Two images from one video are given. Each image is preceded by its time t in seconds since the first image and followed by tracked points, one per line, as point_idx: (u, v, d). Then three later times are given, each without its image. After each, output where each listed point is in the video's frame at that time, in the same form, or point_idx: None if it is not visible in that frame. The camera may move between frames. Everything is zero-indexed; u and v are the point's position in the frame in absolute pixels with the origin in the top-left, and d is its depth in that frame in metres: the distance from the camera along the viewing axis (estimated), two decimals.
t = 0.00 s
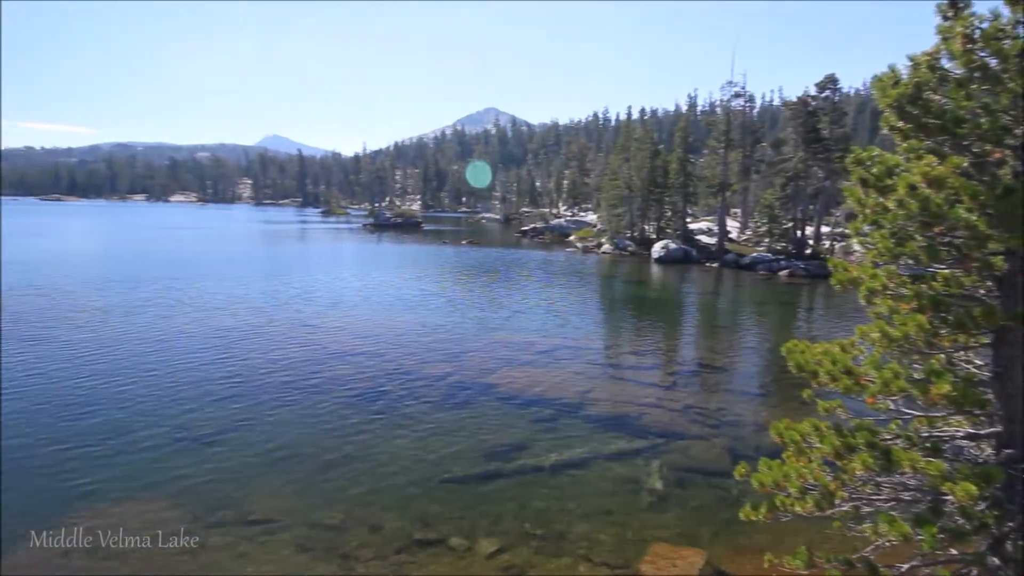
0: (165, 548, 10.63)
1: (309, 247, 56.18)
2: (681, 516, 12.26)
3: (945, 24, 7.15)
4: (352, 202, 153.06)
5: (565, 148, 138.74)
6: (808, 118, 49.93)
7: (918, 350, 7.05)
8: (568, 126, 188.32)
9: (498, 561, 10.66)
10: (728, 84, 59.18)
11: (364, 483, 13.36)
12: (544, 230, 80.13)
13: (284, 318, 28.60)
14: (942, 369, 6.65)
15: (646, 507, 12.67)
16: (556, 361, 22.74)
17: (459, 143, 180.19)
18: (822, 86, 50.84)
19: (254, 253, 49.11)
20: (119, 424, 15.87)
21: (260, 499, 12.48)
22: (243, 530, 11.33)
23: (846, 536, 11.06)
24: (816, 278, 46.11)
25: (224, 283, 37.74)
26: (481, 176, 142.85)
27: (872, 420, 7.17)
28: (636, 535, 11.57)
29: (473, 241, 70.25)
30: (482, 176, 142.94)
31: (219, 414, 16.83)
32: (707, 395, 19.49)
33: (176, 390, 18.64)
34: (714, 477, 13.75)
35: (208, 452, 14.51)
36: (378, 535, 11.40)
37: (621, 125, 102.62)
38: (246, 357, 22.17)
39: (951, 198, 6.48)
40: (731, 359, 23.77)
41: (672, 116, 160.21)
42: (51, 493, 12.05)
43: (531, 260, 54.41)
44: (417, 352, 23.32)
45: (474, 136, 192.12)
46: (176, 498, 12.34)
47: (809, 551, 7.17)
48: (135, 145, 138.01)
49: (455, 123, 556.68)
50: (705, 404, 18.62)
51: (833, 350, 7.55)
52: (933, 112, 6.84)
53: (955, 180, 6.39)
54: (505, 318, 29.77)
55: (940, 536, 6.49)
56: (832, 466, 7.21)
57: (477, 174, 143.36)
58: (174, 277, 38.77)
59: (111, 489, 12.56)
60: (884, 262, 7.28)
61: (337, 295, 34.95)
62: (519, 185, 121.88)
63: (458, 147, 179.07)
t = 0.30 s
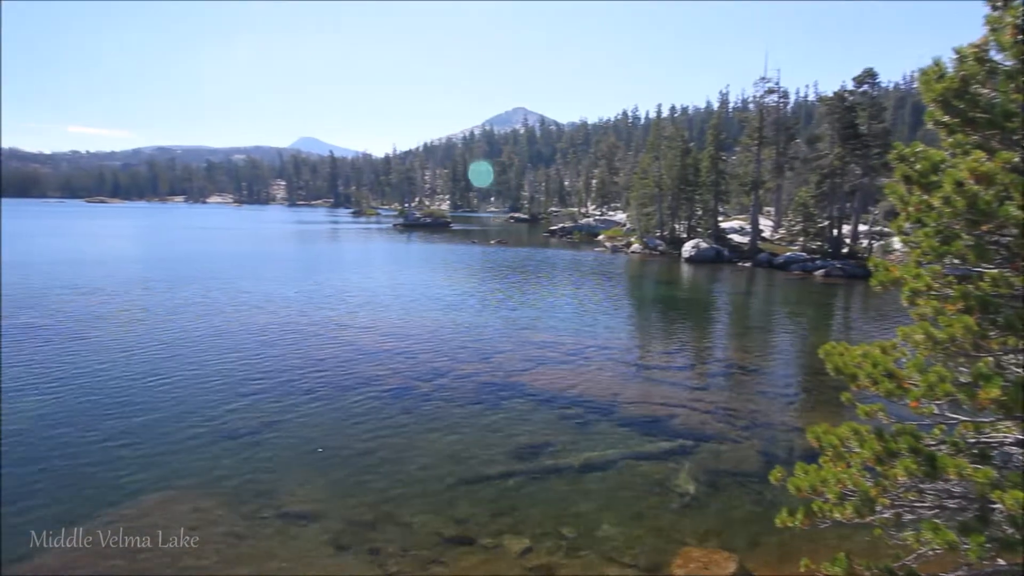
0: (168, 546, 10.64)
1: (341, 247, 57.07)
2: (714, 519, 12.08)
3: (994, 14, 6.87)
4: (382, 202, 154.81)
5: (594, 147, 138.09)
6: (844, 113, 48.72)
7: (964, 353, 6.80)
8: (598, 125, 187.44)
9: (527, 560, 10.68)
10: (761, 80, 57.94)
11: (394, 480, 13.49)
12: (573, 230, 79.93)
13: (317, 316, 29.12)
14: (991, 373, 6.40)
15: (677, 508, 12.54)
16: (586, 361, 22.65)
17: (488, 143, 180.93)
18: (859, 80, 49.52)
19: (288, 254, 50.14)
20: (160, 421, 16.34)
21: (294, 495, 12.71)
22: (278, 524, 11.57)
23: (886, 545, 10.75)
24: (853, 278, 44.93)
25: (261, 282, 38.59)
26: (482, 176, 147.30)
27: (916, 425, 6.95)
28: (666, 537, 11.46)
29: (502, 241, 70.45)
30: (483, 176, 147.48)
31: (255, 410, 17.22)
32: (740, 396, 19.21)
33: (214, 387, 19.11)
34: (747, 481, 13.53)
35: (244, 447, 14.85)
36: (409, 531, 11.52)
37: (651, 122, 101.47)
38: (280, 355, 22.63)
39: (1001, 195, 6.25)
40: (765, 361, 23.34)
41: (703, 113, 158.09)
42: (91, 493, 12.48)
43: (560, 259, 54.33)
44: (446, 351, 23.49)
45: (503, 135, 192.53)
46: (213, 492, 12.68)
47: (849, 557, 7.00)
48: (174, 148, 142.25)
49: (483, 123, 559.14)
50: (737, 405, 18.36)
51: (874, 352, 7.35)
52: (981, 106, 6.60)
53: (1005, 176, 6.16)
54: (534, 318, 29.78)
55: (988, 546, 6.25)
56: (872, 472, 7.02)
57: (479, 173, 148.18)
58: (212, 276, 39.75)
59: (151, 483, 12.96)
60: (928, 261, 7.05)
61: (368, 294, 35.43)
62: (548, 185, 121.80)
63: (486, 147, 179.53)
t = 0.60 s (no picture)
0: (168, 546, 10.72)
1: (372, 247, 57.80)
2: (747, 522, 11.90)
3: None
4: (412, 202, 156.10)
5: (624, 145, 137.09)
6: (883, 108, 47.38)
7: (1013, 355, 6.55)
8: (627, 123, 186.07)
9: (557, 559, 10.68)
10: (796, 75, 56.73)
11: (426, 478, 13.62)
12: (603, 229, 79.50)
13: (349, 316, 29.56)
14: None
15: (709, 510, 12.38)
16: (616, 361, 22.50)
17: (517, 142, 181.18)
18: (899, 73, 48.08)
19: (321, 254, 51.05)
20: (199, 417, 16.80)
21: (327, 491, 12.94)
22: (312, 519, 11.79)
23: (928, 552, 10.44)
24: (892, 278, 43.65)
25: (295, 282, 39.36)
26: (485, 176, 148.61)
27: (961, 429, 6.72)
28: (698, 539, 11.33)
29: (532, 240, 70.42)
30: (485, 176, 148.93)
31: (289, 408, 17.57)
32: (774, 397, 18.86)
33: (249, 384, 19.57)
34: (781, 484, 13.28)
35: (279, 443, 15.17)
36: (440, 527, 11.63)
37: (682, 120, 100.28)
38: (313, 353, 23.03)
39: None
40: (800, 362, 22.85)
41: (735, 110, 155.50)
42: (135, 487, 12.91)
43: (590, 258, 54.11)
44: (476, 350, 23.59)
45: (532, 134, 192.39)
46: (249, 487, 12.98)
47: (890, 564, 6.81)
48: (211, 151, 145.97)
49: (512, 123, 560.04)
50: (771, 407, 18.04)
51: (916, 353, 7.13)
52: None
53: None
54: (564, 318, 29.70)
55: None
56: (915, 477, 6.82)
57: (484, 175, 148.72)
58: (248, 276, 40.62)
59: (190, 478, 13.32)
60: (974, 260, 6.80)
61: (399, 293, 35.84)
62: (577, 184, 121.34)
63: (515, 147, 179.71)
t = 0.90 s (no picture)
0: (165, 548, 10.77)
1: (402, 245, 58.50)
2: (782, 525, 11.70)
3: None
4: (441, 201, 157.42)
5: (653, 142, 135.99)
6: (924, 102, 45.96)
7: None
8: (657, 120, 184.43)
9: (588, 558, 10.66)
10: (831, 69, 55.35)
11: (457, 474, 13.74)
12: (632, 227, 78.94)
13: (380, 313, 30.01)
14: None
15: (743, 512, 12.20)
16: (646, 360, 22.36)
17: (546, 140, 181.28)
18: (941, 65, 46.53)
19: (353, 253, 51.93)
20: (234, 413, 17.22)
21: (361, 485, 13.15)
22: (346, 513, 11.99)
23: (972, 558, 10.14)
24: (933, 276, 42.35)
25: (327, 281, 40.05)
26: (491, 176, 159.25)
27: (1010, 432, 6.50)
28: (732, 541, 11.19)
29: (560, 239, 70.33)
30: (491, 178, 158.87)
31: (324, 404, 17.91)
32: (809, 399, 18.51)
33: (284, 381, 20.01)
34: (817, 487, 13.04)
35: (313, 439, 15.45)
36: (472, 524, 11.71)
37: (713, 115, 98.69)
38: (346, 351, 23.41)
39: None
40: (837, 362, 22.35)
41: (768, 105, 152.91)
42: (175, 481, 13.32)
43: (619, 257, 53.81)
44: (506, 348, 23.69)
45: (560, 133, 192.06)
46: (286, 482, 13.26)
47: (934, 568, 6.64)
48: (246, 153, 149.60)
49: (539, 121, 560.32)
50: (806, 408, 17.71)
51: (962, 354, 6.90)
52: None
53: None
54: (592, 316, 29.58)
55: None
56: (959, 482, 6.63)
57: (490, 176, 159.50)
58: (282, 275, 41.53)
59: (228, 473, 13.67)
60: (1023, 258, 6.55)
61: (429, 291, 36.23)
62: (605, 182, 120.79)
63: (544, 145, 179.37)
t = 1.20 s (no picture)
0: (166, 548, 10.84)
1: (431, 243, 58.96)
2: (815, 528, 11.48)
3: None
4: (470, 199, 157.99)
5: (685, 139, 134.13)
6: (969, 96, 44.34)
7: None
8: (688, 116, 181.81)
9: (616, 557, 10.63)
10: (870, 62, 53.78)
11: (485, 471, 13.82)
12: (662, 225, 78.08)
13: (410, 310, 30.31)
14: None
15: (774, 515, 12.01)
16: (676, 359, 22.11)
17: (575, 138, 180.37)
18: (988, 57, 44.79)
19: (383, 251, 52.60)
20: (267, 408, 17.59)
21: (390, 480, 13.34)
22: (376, 507, 12.18)
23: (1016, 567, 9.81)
24: (977, 276, 40.86)
25: (357, 278, 40.61)
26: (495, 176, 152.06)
27: None
28: (763, 544, 11.03)
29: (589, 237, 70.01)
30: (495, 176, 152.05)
31: (355, 400, 18.19)
32: (845, 401, 18.06)
33: (316, 376, 20.38)
34: (852, 490, 12.75)
35: (344, 434, 15.72)
36: (499, 520, 11.78)
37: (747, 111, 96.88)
38: (376, 347, 23.71)
39: None
40: (874, 364, 21.77)
41: (803, 100, 149.41)
42: (212, 472, 13.70)
43: (648, 255, 53.29)
44: (534, 346, 23.67)
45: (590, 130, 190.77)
46: (317, 475, 13.52)
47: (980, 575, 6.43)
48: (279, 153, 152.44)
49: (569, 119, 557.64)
50: (842, 410, 17.30)
51: (1010, 356, 6.64)
52: None
53: None
54: (621, 315, 29.35)
55: None
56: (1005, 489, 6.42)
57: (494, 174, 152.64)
58: (314, 272, 42.28)
59: (262, 466, 14.00)
60: None
61: (458, 289, 36.44)
62: (636, 179, 119.63)
63: (573, 143, 178.65)
